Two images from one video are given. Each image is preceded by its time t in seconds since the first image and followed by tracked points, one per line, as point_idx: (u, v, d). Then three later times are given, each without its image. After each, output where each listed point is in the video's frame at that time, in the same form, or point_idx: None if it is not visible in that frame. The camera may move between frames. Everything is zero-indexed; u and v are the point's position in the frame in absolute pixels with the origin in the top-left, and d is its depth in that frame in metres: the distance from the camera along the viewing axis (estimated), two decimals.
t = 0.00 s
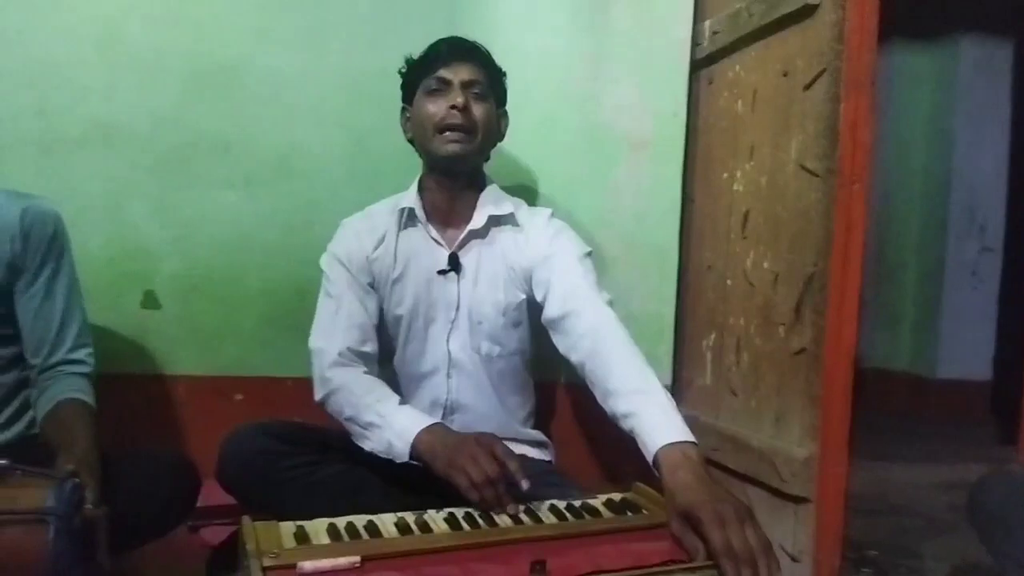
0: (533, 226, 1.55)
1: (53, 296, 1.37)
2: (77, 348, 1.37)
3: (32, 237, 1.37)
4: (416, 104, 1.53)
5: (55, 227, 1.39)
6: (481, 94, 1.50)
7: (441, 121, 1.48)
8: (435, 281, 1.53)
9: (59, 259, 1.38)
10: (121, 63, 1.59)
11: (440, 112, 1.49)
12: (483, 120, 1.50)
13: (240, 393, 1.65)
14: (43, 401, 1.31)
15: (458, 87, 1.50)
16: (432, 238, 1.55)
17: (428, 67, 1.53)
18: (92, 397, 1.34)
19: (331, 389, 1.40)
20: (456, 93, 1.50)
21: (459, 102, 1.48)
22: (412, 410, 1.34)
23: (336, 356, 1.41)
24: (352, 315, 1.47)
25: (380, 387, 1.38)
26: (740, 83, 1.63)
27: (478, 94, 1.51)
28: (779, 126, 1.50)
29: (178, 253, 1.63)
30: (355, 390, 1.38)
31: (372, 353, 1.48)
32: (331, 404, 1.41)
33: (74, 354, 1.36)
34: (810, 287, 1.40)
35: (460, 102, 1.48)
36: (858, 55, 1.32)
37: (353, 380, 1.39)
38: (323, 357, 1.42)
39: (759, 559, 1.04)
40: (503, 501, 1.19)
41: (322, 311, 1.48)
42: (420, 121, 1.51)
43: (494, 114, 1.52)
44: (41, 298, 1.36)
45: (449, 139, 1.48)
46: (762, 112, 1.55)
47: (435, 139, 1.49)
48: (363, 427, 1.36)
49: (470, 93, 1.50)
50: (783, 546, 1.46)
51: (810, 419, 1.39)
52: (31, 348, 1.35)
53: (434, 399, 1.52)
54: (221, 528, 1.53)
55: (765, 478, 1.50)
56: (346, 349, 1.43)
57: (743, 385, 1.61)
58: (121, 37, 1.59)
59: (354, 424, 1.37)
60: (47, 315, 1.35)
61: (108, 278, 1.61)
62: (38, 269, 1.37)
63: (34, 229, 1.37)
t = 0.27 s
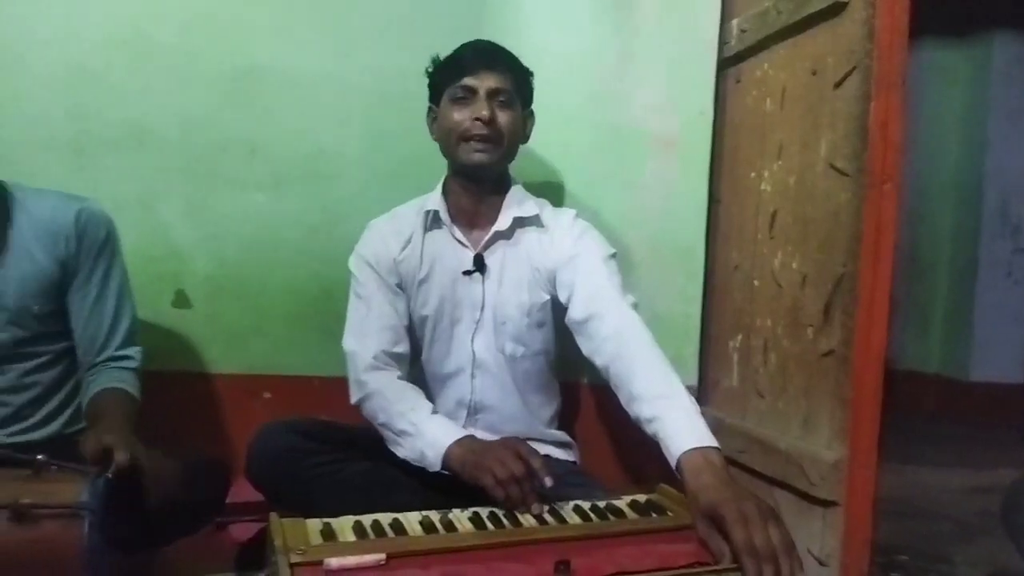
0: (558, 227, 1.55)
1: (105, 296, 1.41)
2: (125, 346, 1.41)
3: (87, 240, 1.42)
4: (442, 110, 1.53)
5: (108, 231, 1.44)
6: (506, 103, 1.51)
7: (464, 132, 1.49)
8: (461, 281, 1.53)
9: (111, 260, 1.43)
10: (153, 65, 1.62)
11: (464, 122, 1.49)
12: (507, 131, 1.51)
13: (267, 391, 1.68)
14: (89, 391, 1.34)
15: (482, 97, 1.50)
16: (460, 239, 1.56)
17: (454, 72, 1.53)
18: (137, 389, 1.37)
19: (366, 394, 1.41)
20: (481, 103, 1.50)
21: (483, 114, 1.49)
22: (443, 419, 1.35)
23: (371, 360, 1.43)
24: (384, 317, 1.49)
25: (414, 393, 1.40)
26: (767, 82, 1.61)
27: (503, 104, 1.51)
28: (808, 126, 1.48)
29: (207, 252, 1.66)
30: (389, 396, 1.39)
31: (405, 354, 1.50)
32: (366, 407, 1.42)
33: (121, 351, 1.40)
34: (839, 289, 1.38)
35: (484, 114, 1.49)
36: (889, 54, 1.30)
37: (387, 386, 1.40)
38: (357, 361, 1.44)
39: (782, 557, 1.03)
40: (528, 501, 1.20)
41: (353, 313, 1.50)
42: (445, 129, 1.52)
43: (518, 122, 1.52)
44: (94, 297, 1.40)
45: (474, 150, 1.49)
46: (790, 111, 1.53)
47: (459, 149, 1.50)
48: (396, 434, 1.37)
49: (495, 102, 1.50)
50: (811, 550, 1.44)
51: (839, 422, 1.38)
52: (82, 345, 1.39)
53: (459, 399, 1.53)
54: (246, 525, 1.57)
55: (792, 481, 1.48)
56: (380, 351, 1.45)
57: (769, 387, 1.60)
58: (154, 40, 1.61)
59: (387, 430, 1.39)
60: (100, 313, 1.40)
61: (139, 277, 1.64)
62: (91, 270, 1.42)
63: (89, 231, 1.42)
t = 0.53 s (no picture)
0: (587, 228, 1.55)
1: (154, 307, 1.44)
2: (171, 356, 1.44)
3: (139, 252, 1.44)
4: (471, 107, 1.55)
5: (160, 244, 1.47)
6: (535, 98, 1.52)
7: (494, 126, 1.50)
8: (489, 283, 1.54)
9: (162, 273, 1.46)
10: (189, 70, 1.65)
11: (493, 116, 1.50)
12: (536, 125, 1.51)
13: (300, 389, 1.70)
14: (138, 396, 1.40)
15: (512, 92, 1.51)
16: (488, 242, 1.56)
17: (483, 71, 1.55)
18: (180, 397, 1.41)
19: (396, 396, 1.44)
20: (510, 98, 1.51)
21: (513, 107, 1.50)
22: (471, 422, 1.37)
23: (399, 362, 1.46)
24: (413, 318, 1.52)
25: (441, 396, 1.41)
26: (799, 80, 1.60)
27: (532, 99, 1.52)
28: (840, 125, 1.46)
29: (242, 253, 1.69)
30: (421, 399, 1.41)
31: (433, 356, 1.51)
32: (395, 409, 1.45)
33: (166, 360, 1.43)
34: (873, 291, 1.36)
35: (513, 108, 1.50)
36: (923, 51, 1.29)
37: (416, 387, 1.42)
38: (387, 362, 1.47)
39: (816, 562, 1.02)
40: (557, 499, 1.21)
41: (384, 314, 1.53)
42: (474, 125, 1.53)
43: (548, 118, 1.53)
44: (144, 307, 1.43)
45: (503, 145, 1.50)
46: (823, 110, 1.52)
47: (488, 143, 1.51)
48: (425, 437, 1.39)
49: (524, 98, 1.51)
50: (843, 554, 1.43)
51: (872, 425, 1.36)
52: (129, 354, 1.42)
53: (488, 400, 1.54)
54: (281, 522, 1.57)
55: (824, 485, 1.46)
56: (409, 352, 1.48)
57: (801, 389, 1.58)
58: (191, 45, 1.65)
59: (417, 433, 1.40)
60: (148, 323, 1.42)
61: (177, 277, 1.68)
62: (144, 281, 1.44)
63: (143, 243, 1.44)
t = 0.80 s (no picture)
0: (622, 230, 1.55)
1: (201, 309, 1.45)
2: (212, 359, 1.45)
3: (194, 255, 1.47)
4: (503, 112, 1.55)
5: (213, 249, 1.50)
6: (568, 102, 1.52)
7: (527, 131, 1.50)
8: (521, 286, 1.55)
9: (213, 277, 1.49)
10: (229, 74, 1.69)
11: (526, 121, 1.51)
12: (569, 130, 1.51)
13: (336, 389, 1.73)
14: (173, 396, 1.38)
15: (544, 96, 1.52)
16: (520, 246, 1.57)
17: (514, 74, 1.55)
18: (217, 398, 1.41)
19: (429, 397, 1.45)
20: (543, 103, 1.51)
21: (546, 112, 1.50)
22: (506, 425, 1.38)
23: (434, 363, 1.47)
24: (446, 320, 1.52)
25: (475, 399, 1.42)
26: (840, 79, 1.57)
27: (564, 103, 1.52)
28: (881, 124, 1.43)
29: (280, 253, 1.72)
30: (451, 400, 1.42)
31: (466, 358, 1.52)
32: (428, 410, 1.46)
33: (208, 362, 1.43)
34: (915, 293, 1.33)
35: (546, 112, 1.50)
36: (968, 48, 1.26)
37: (450, 389, 1.43)
38: (420, 364, 1.48)
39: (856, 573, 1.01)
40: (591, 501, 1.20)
41: (416, 315, 1.54)
42: (507, 129, 1.53)
43: (580, 122, 1.53)
44: (191, 309, 1.44)
45: (536, 151, 1.50)
46: (863, 108, 1.49)
47: (521, 149, 1.51)
48: (459, 438, 1.40)
49: (557, 102, 1.52)
50: (883, 562, 1.40)
51: (913, 431, 1.33)
52: (171, 353, 1.43)
53: (519, 404, 1.54)
54: (315, 520, 1.61)
55: (863, 491, 1.43)
56: (442, 354, 1.49)
57: (840, 393, 1.55)
58: (232, 50, 1.68)
59: (450, 434, 1.42)
60: (195, 325, 1.44)
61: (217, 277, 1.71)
62: (194, 283, 1.46)
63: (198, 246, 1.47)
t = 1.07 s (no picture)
0: (643, 230, 1.54)
1: (233, 315, 1.46)
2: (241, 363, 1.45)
3: (231, 261, 1.47)
4: (520, 113, 1.55)
5: (249, 256, 1.50)
6: (584, 100, 1.52)
7: (542, 131, 1.50)
8: (542, 285, 1.55)
9: (247, 283, 1.49)
10: (252, 76, 1.70)
11: (542, 122, 1.50)
12: (585, 128, 1.50)
13: (357, 387, 1.74)
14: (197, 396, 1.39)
15: (560, 95, 1.51)
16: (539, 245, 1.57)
17: (532, 75, 1.55)
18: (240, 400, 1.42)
19: (455, 388, 1.45)
20: (559, 102, 1.51)
21: (561, 111, 1.50)
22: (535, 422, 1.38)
23: (462, 355, 1.47)
24: (470, 316, 1.52)
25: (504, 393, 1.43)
26: (865, 77, 1.56)
27: (580, 101, 1.52)
28: (907, 123, 1.42)
29: (302, 253, 1.73)
30: (478, 392, 1.43)
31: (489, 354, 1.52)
32: (453, 402, 1.46)
33: (236, 367, 1.44)
34: (941, 294, 1.31)
35: (561, 112, 1.50)
36: (996, 45, 1.24)
37: (478, 382, 1.44)
38: (446, 356, 1.47)
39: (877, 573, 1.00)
40: (627, 497, 1.18)
41: (440, 309, 1.54)
42: (524, 130, 1.53)
43: (598, 120, 1.52)
44: (223, 315, 1.44)
45: (553, 150, 1.49)
46: (889, 106, 1.47)
47: (536, 149, 1.51)
48: (487, 429, 1.40)
49: (573, 100, 1.51)
50: (908, 566, 1.38)
51: (939, 433, 1.31)
52: (201, 357, 1.43)
53: (540, 403, 1.54)
54: (336, 517, 1.62)
55: (887, 494, 1.42)
56: (469, 348, 1.48)
57: (865, 395, 1.54)
58: (254, 51, 1.70)
59: (475, 424, 1.42)
60: (226, 332, 1.44)
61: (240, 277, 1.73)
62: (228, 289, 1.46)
63: (236, 253, 1.48)
